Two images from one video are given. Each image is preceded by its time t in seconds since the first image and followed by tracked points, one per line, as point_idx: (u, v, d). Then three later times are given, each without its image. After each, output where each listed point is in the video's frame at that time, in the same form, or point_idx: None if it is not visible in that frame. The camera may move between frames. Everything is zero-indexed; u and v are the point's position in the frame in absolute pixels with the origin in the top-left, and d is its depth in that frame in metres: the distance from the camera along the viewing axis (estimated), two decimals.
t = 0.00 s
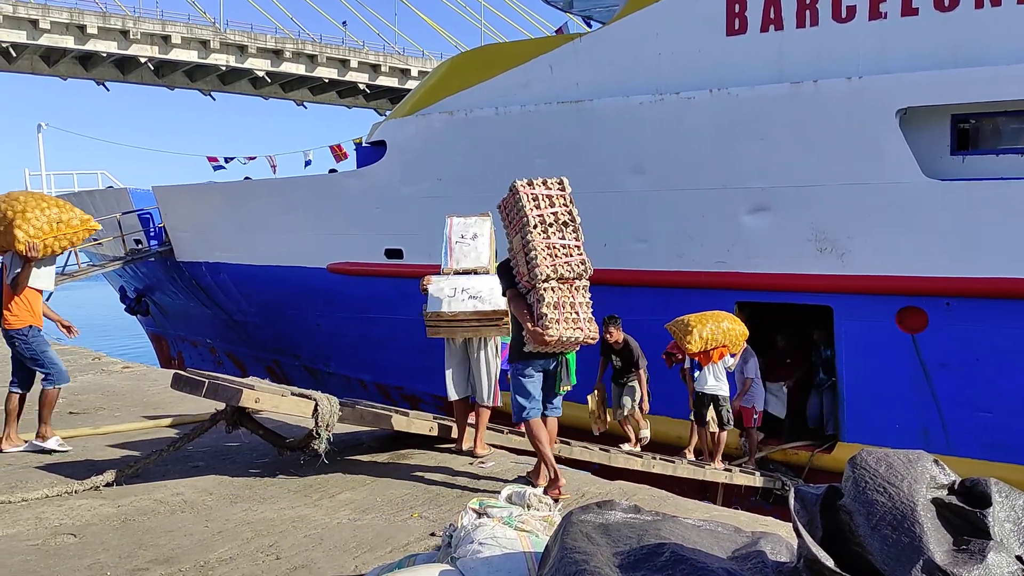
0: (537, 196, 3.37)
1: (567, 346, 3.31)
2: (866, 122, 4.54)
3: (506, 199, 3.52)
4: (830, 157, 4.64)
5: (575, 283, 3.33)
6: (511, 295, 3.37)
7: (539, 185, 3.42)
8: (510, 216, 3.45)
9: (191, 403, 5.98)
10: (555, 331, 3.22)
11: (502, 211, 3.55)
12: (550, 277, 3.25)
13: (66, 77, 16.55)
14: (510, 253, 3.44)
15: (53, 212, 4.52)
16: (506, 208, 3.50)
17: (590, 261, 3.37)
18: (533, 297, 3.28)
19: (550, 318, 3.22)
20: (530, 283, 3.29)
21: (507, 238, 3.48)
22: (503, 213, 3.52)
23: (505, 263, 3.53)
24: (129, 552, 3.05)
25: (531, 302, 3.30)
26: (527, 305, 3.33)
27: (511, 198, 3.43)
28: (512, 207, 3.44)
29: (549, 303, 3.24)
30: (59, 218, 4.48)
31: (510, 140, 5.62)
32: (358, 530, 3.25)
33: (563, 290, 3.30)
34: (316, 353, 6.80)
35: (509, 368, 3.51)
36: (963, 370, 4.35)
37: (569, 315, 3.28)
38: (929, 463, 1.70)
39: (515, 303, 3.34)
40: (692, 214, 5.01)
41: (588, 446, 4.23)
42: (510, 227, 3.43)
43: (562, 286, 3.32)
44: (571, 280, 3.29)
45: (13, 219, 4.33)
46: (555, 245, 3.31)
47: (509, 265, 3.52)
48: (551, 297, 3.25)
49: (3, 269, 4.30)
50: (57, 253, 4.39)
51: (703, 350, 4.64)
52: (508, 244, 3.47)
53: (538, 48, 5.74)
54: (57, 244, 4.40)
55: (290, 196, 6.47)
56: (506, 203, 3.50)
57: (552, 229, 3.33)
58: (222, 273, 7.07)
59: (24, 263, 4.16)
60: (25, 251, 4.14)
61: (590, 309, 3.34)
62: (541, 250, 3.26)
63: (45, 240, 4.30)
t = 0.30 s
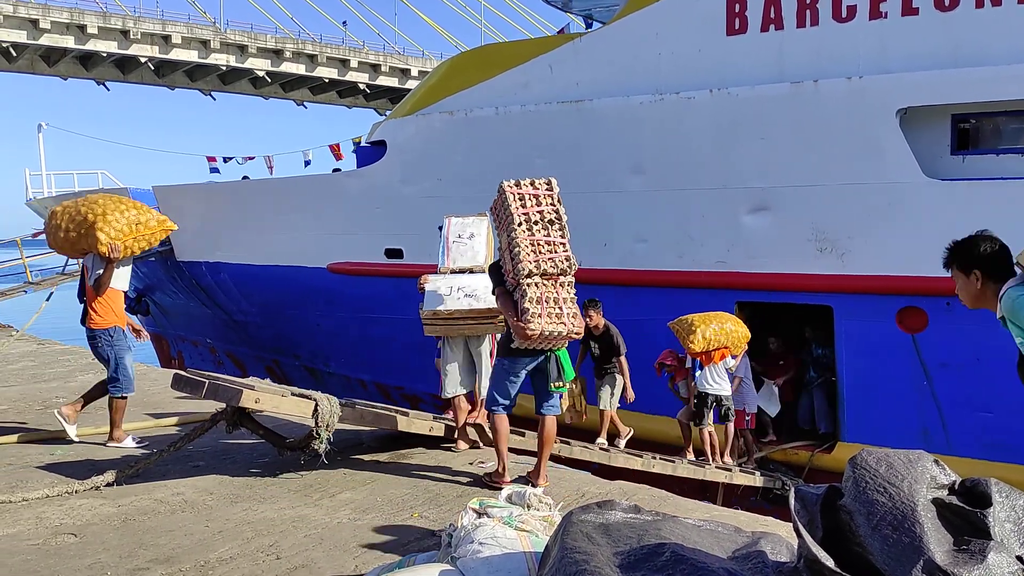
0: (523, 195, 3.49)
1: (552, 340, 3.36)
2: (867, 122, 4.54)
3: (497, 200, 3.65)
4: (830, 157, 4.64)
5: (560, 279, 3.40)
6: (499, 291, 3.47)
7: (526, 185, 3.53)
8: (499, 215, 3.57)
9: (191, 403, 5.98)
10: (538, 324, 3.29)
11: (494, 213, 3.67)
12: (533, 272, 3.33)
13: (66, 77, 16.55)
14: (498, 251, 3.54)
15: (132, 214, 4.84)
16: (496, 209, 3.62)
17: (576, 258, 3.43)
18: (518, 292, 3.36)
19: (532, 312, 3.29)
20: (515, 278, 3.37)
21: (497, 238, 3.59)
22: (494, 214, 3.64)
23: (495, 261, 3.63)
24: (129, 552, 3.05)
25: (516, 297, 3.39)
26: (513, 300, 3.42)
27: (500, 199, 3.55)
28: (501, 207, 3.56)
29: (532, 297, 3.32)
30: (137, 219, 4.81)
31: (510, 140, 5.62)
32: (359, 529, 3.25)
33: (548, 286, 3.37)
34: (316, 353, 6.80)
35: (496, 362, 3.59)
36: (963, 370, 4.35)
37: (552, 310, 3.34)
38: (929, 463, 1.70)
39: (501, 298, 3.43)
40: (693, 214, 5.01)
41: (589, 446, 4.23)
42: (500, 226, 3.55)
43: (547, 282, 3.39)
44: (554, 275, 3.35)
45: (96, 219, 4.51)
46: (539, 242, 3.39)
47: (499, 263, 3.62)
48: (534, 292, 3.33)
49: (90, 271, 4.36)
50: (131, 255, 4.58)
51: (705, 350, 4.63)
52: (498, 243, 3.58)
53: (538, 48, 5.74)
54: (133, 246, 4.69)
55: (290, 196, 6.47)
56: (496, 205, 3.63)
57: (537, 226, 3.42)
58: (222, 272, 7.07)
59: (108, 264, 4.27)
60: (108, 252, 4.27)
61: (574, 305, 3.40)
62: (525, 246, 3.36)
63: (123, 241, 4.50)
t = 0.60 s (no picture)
0: (507, 196, 3.55)
1: (530, 340, 3.40)
2: (868, 123, 4.54)
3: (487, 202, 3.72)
4: (831, 158, 4.64)
5: (540, 279, 3.45)
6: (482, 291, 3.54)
7: (511, 187, 3.59)
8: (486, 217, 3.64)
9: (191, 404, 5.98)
10: (513, 324, 3.34)
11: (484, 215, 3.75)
12: (511, 273, 3.39)
13: (67, 78, 16.57)
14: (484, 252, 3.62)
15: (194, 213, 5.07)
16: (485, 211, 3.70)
17: (556, 259, 3.48)
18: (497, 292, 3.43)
19: (508, 311, 3.35)
20: (495, 279, 3.44)
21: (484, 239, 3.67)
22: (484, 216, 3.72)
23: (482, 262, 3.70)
24: (130, 552, 3.06)
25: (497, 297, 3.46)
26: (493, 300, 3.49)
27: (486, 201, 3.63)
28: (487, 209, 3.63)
29: (509, 297, 3.37)
30: (200, 218, 4.97)
31: (511, 140, 5.62)
32: (360, 530, 3.25)
33: (526, 286, 3.43)
34: (316, 353, 6.80)
35: (482, 364, 3.65)
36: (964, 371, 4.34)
37: (529, 310, 3.38)
38: (930, 464, 1.70)
39: (483, 298, 3.50)
40: (693, 215, 5.01)
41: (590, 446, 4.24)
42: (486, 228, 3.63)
43: (527, 283, 3.45)
44: (532, 276, 3.41)
45: (161, 220, 4.76)
46: (520, 242, 3.46)
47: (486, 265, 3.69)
48: (512, 292, 3.39)
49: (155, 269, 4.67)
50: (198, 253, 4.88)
51: (713, 354, 4.65)
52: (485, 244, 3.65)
53: (538, 48, 5.75)
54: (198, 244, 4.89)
55: (291, 196, 6.48)
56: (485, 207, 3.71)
57: (519, 227, 3.49)
58: (223, 273, 7.08)
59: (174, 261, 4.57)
60: (173, 251, 4.58)
61: (553, 305, 3.42)
62: (505, 247, 3.43)
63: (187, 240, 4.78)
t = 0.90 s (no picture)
0: (492, 199, 3.69)
1: (511, 339, 3.59)
2: (868, 124, 4.54)
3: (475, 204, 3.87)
4: (832, 159, 4.64)
5: (523, 280, 3.62)
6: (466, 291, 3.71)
7: (497, 190, 3.74)
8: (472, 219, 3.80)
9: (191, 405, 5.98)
10: (495, 323, 3.52)
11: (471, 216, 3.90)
12: (495, 274, 3.57)
13: (69, 79, 16.59)
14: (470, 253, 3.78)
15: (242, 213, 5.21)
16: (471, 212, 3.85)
17: (539, 260, 3.64)
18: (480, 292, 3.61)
19: (490, 312, 3.54)
20: (479, 280, 3.62)
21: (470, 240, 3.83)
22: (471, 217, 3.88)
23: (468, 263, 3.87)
24: (131, 553, 3.05)
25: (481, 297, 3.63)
26: (478, 300, 3.67)
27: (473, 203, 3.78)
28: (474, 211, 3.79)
29: (492, 297, 3.55)
30: (248, 217, 5.12)
31: (513, 141, 5.63)
32: (360, 532, 3.25)
33: (509, 286, 3.61)
34: (317, 354, 6.80)
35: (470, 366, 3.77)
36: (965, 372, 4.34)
37: (511, 310, 3.56)
38: (931, 466, 1.70)
39: (468, 298, 3.68)
40: (694, 216, 5.00)
41: (591, 448, 4.24)
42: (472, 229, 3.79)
43: (510, 283, 3.63)
44: (515, 276, 3.60)
45: (208, 218, 4.99)
46: (503, 244, 3.63)
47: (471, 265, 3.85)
48: (495, 293, 3.56)
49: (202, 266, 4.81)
50: (244, 252, 5.03)
51: (721, 357, 4.66)
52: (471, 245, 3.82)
53: (539, 49, 5.76)
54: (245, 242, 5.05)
55: (292, 197, 6.48)
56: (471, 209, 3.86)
57: (503, 229, 3.65)
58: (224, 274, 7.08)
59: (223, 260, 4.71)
60: (222, 249, 4.78)
61: (534, 306, 3.60)
62: (489, 249, 3.59)
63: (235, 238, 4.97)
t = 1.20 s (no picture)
0: (485, 202, 3.77)
1: (507, 339, 3.63)
2: (869, 125, 4.54)
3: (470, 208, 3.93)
4: (833, 161, 4.64)
5: (517, 280, 3.69)
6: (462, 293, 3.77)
7: (489, 193, 3.82)
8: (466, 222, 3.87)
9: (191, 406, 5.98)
10: (489, 323, 3.57)
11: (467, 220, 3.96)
12: (489, 274, 3.63)
13: (70, 80, 16.60)
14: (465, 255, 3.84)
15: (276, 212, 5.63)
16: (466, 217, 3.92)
17: (532, 261, 3.72)
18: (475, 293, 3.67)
19: (485, 312, 3.59)
20: (473, 281, 3.68)
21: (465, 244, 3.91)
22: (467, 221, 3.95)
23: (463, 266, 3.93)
24: (131, 555, 3.05)
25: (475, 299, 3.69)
26: (472, 300, 3.72)
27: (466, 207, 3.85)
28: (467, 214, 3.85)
29: (486, 298, 3.61)
30: (282, 217, 5.55)
31: (513, 142, 5.64)
32: (361, 533, 3.25)
33: (503, 287, 3.68)
34: (317, 355, 6.80)
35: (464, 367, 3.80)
36: (966, 374, 4.34)
37: (505, 310, 3.62)
38: (932, 468, 1.69)
39: (462, 300, 3.73)
40: (695, 217, 5.00)
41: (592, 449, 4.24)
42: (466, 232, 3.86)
43: (504, 284, 3.69)
44: (509, 277, 3.66)
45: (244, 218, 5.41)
46: (498, 245, 3.70)
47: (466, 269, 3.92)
48: (488, 293, 3.62)
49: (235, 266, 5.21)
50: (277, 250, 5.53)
51: (722, 361, 4.65)
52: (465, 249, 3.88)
53: (540, 50, 5.76)
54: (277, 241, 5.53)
55: (293, 199, 6.48)
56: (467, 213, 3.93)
57: (496, 231, 3.72)
58: (225, 275, 7.08)
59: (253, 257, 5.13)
60: (254, 247, 5.17)
61: (529, 306, 3.66)
62: (482, 250, 3.66)
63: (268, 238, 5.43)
